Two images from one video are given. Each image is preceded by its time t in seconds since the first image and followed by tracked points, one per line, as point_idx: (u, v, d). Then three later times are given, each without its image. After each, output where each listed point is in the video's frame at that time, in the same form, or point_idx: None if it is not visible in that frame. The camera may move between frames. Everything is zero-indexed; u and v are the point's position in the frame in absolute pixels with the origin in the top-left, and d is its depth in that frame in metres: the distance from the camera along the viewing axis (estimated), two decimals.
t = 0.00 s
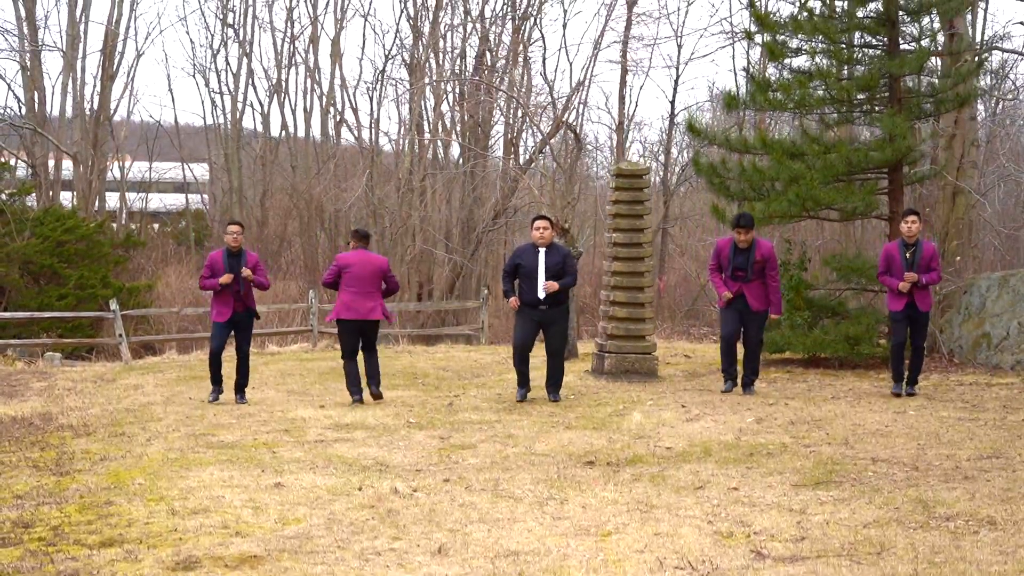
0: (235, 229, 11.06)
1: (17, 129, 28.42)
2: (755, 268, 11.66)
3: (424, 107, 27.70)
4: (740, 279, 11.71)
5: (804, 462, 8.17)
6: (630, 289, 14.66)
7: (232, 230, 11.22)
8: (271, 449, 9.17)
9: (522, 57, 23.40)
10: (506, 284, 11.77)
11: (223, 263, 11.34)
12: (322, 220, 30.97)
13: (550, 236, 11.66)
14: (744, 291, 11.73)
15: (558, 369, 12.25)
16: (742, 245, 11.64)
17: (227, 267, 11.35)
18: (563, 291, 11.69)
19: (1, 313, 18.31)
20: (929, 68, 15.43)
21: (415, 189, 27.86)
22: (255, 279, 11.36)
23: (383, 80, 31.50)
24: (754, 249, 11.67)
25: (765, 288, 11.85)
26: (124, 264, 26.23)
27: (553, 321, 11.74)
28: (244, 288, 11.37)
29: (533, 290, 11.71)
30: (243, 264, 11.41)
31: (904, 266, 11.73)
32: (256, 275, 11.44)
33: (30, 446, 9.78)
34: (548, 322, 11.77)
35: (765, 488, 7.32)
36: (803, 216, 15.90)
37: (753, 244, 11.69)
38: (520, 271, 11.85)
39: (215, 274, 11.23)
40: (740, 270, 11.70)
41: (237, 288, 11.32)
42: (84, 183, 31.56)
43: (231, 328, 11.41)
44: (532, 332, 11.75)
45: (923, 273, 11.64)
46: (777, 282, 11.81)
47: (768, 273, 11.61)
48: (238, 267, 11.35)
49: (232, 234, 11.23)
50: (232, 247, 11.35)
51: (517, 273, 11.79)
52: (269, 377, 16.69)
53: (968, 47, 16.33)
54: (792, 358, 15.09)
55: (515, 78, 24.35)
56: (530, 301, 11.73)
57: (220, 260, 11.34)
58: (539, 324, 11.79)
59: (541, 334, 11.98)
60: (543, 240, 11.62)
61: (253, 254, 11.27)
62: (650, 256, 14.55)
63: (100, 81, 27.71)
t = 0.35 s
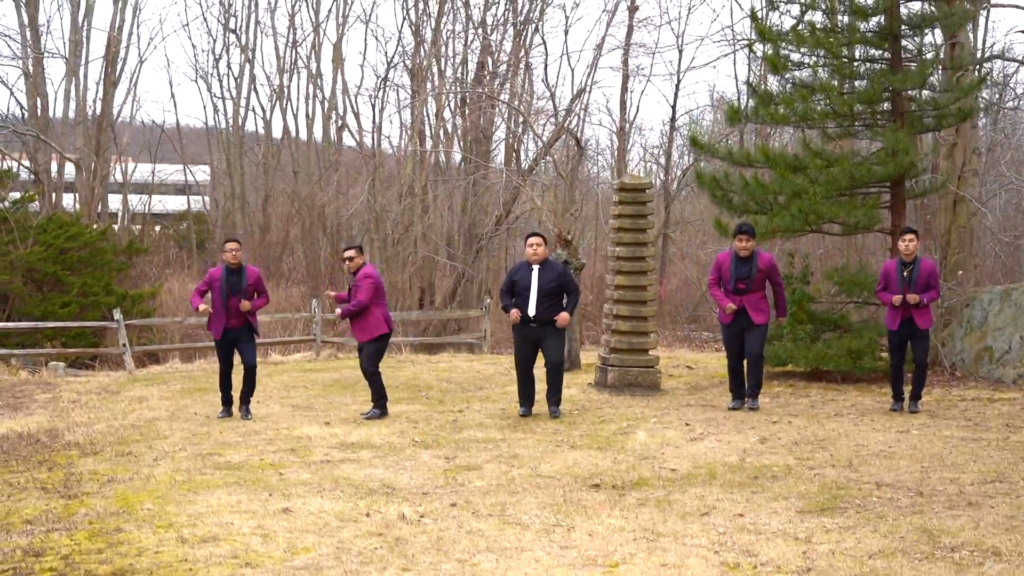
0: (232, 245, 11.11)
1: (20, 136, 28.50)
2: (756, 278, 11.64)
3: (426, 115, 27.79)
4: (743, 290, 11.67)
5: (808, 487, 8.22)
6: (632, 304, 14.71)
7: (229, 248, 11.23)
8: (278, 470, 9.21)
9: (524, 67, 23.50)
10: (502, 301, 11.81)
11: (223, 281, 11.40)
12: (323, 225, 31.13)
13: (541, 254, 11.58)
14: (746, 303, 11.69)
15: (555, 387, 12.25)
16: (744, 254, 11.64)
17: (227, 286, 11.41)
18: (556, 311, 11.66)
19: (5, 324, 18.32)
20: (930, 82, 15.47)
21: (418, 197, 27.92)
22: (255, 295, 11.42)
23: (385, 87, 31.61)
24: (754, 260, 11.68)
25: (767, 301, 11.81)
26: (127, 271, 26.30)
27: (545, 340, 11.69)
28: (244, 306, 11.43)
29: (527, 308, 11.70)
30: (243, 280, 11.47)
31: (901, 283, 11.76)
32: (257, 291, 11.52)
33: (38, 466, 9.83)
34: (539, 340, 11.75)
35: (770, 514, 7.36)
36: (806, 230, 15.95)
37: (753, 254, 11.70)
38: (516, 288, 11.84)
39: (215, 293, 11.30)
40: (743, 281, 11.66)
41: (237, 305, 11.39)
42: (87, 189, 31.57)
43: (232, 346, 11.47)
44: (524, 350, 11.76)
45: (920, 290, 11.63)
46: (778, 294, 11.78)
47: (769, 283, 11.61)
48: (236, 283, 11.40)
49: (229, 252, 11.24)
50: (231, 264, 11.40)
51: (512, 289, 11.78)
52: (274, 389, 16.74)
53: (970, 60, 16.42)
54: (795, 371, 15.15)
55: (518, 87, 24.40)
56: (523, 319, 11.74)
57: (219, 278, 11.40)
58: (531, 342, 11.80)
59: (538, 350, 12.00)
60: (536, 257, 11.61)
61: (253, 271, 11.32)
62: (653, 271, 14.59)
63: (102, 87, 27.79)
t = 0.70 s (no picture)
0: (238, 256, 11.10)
1: (22, 139, 28.47)
2: (768, 290, 11.63)
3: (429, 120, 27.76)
4: (755, 302, 11.64)
5: (816, 506, 8.19)
6: (637, 314, 14.68)
7: (236, 258, 11.24)
8: (284, 487, 9.19)
9: (526, 72, 23.47)
10: (512, 315, 11.74)
11: (232, 291, 11.35)
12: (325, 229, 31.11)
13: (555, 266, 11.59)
14: (757, 316, 11.67)
15: (559, 400, 12.19)
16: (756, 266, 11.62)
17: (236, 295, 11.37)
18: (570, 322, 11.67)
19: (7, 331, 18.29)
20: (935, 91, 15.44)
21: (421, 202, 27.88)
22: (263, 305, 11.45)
23: (386, 90, 31.61)
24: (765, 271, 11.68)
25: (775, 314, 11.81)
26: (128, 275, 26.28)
27: (557, 351, 11.65)
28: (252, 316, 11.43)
29: (539, 320, 11.63)
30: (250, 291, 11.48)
31: (914, 297, 11.71)
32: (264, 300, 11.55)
33: (43, 482, 9.80)
34: (550, 352, 11.67)
35: (778, 536, 7.34)
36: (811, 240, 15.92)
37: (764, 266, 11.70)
38: (524, 301, 11.77)
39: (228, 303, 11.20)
40: (754, 293, 11.64)
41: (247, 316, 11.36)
42: (88, 192, 31.55)
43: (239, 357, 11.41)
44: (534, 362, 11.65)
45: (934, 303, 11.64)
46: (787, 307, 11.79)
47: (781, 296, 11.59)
48: (245, 293, 11.40)
49: (236, 262, 11.25)
50: (238, 273, 11.41)
51: (522, 302, 11.70)
52: (277, 398, 16.72)
53: (974, 69, 16.38)
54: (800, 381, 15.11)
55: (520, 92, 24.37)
56: (535, 331, 11.65)
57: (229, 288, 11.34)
58: (541, 354, 11.71)
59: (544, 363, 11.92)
60: (549, 269, 11.58)
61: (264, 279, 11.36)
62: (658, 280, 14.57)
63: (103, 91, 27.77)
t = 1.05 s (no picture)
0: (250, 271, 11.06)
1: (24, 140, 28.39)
2: (774, 299, 11.55)
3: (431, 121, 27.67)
4: (761, 311, 11.57)
5: (827, 522, 8.12)
6: (642, 319, 14.61)
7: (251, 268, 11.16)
8: (290, 500, 9.13)
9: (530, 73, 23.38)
10: (512, 324, 11.63)
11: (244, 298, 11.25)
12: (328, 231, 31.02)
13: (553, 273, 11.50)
14: (764, 324, 11.59)
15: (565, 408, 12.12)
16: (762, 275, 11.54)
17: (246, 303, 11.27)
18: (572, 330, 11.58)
19: (10, 335, 18.20)
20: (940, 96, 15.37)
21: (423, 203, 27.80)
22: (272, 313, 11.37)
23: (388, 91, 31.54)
24: (771, 279, 11.59)
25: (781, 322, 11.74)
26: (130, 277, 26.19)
27: (561, 359, 11.55)
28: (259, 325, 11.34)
29: (539, 329, 11.53)
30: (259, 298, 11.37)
31: (924, 304, 11.64)
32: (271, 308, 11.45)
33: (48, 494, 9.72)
34: (555, 359, 11.57)
35: (791, 554, 7.27)
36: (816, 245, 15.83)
37: (770, 274, 11.62)
38: (524, 311, 11.68)
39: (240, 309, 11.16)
40: (760, 302, 11.57)
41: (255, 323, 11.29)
42: (91, 192, 31.44)
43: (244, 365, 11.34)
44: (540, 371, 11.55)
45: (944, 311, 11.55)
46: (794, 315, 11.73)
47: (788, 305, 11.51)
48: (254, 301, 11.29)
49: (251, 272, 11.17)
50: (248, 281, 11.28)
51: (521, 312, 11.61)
52: (279, 404, 16.65)
53: (980, 73, 16.30)
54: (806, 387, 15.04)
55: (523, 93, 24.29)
56: (537, 340, 11.55)
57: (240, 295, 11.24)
58: (545, 362, 11.61)
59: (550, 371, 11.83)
60: (547, 275, 11.50)
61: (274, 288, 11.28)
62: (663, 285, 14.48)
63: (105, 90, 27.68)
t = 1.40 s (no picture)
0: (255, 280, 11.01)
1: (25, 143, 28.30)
2: (777, 311, 11.47)
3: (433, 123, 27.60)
4: (764, 323, 11.49)
5: (835, 539, 8.06)
6: (645, 327, 14.54)
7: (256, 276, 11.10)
8: (293, 516, 9.07)
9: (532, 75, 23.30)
10: (519, 331, 11.55)
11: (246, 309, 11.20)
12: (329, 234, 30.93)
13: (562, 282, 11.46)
14: (767, 334, 11.52)
15: (572, 417, 12.06)
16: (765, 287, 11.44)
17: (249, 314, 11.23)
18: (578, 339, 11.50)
19: (10, 342, 18.10)
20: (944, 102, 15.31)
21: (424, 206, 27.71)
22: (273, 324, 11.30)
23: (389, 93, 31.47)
24: (774, 290, 11.50)
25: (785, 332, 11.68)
26: (131, 281, 26.11)
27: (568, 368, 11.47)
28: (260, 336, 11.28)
29: (547, 337, 11.45)
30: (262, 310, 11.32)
31: (932, 312, 11.57)
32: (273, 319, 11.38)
33: (51, 509, 9.67)
34: (562, 368, 11.50)
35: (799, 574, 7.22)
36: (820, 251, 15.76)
37: (773, 285, 11.53)
38: (532, 318, 11.60)
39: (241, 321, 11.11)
40: (763, 314, 11.49)
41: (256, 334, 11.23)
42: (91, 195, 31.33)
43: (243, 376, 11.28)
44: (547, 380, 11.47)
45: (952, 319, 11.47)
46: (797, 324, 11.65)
47: (791, 316, 11.44)
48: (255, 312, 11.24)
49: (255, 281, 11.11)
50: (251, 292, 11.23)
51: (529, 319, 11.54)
52: (280, 411, 16.59)
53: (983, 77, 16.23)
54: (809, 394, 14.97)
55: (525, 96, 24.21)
56: (543, 349, 11.47)
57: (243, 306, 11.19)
58: (551, 371, 11.54)
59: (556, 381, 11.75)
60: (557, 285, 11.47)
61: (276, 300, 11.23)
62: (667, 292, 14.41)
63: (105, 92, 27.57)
